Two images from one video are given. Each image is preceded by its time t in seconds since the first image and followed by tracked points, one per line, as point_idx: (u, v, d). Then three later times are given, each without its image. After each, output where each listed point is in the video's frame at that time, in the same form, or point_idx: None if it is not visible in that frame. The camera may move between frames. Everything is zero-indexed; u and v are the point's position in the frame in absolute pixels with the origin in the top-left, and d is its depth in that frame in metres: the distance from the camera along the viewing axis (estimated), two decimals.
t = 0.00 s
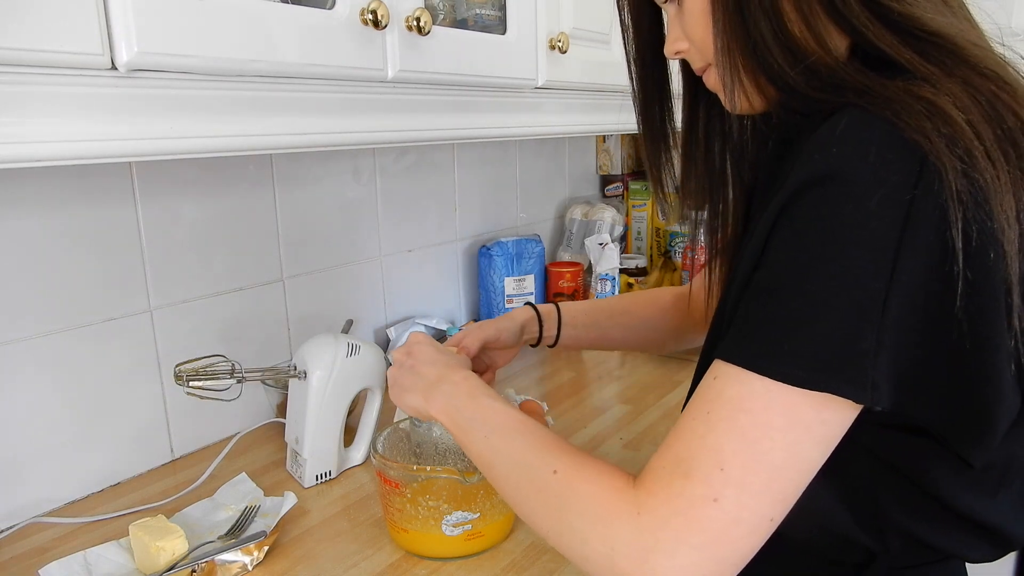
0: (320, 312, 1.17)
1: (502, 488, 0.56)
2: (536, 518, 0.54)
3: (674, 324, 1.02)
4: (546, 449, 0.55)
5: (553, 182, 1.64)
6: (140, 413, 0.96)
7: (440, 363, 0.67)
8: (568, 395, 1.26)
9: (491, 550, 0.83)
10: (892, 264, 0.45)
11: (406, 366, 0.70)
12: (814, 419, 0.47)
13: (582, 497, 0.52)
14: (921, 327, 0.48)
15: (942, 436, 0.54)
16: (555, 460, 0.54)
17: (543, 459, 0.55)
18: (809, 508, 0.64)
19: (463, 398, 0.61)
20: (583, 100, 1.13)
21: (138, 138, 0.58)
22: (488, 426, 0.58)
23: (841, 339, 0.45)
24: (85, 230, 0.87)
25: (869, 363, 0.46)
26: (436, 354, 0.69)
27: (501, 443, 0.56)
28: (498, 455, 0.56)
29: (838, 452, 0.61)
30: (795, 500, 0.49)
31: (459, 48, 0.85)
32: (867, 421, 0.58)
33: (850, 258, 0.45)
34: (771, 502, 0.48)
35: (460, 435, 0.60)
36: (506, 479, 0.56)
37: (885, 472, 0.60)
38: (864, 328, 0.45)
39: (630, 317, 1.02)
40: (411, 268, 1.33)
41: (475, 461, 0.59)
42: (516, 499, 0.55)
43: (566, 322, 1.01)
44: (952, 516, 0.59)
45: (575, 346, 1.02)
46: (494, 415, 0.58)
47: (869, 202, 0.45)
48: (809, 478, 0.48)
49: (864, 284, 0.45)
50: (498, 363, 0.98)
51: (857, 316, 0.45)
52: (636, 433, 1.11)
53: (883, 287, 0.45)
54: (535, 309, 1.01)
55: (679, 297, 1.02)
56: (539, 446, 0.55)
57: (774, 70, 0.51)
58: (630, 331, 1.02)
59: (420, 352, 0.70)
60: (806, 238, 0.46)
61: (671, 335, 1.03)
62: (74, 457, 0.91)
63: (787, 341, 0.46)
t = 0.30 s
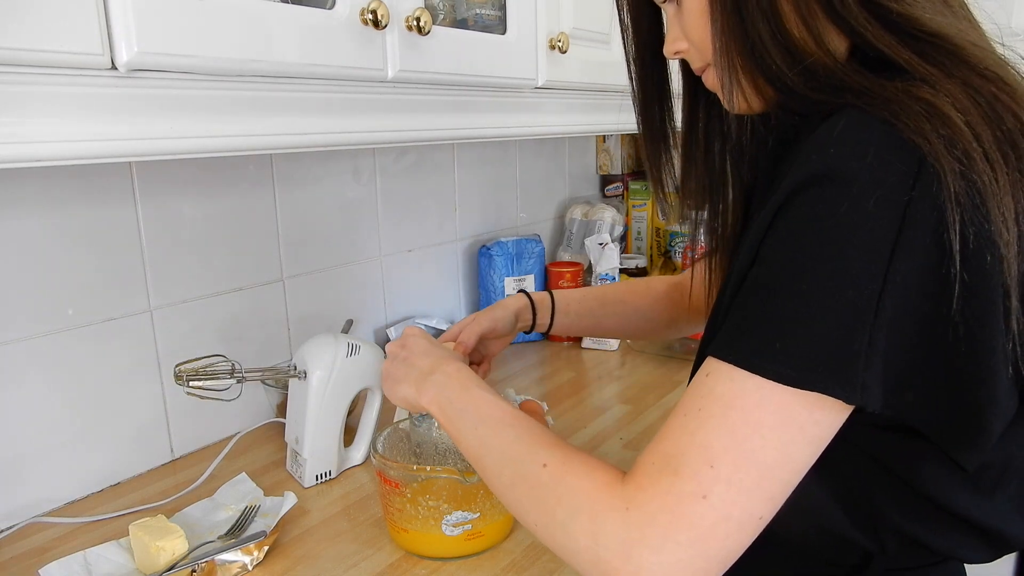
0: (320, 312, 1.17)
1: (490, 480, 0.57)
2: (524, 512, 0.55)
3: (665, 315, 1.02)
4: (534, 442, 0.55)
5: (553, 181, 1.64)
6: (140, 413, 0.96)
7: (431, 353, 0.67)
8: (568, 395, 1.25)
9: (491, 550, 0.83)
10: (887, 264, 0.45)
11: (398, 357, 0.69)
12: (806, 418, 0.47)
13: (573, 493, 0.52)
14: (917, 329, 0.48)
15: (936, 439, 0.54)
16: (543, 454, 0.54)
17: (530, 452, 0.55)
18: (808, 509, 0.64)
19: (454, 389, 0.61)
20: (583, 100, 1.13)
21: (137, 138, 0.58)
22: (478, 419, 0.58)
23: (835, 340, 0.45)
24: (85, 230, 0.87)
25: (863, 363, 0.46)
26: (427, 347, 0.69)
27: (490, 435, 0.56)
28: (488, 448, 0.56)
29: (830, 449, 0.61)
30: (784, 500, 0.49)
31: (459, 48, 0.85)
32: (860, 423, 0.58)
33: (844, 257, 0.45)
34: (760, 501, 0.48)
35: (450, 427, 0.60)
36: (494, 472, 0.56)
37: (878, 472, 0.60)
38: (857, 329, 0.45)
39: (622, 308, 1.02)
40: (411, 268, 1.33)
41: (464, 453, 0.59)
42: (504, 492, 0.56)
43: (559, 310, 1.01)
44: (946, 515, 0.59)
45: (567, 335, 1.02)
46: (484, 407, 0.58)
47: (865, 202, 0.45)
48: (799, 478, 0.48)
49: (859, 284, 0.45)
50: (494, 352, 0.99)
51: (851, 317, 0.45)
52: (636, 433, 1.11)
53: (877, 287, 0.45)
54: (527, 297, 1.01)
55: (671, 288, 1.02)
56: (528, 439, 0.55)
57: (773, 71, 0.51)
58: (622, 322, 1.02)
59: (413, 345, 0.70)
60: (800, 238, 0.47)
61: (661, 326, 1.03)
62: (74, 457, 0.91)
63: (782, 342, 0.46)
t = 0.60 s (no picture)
0: (321, 312, 1.17)
1: (481, 464, 0.57)
2: (515, 500, 0.54)
3: (663, 311, 1.02)
4: (529, 430, 0.55)
5: (553, 181, 1.64)
6: (140, 413, 0.96)
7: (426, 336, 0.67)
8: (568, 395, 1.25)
9: (491, 550, 0.83)
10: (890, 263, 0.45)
11: (393, 341, 0.69)
12: (805, 415, 0.47)
13: (566, 484, 0.52)
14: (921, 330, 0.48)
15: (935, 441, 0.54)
16: (537, 443, 0.54)
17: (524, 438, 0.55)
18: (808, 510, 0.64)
19: (449, 373, 0.61)
20: (583, 100, 1.13)
21: (137, 138, 0.58)
22: (472, 405, 0.58)
23: (836, 339, 0.45)
24: (84, 229, 0.87)
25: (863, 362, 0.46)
26: (423, 331, 0.68)
27: (484, 420, 0.56)
28: (481, 434, 0.56)
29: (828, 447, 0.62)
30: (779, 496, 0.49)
31: (459, 48, 0.85)
32: (859, 421, 0.58)
33: (847, 255, 0.45)
34: (754, 497, 0.48)
35: (443, 410, 0.60)
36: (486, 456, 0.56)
37: (874, 472, 0.60)
38: (859, 328, 0.45)
39: (620, 300, 1.02)
40: (411, 268, 1.33)
41: (456, 437, 0.58)
42: (495, 477, 0.56)
43: (558, 298, 1.01)
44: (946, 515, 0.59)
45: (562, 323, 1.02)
46: (479, 392, 0.58)
47: (870, 199, 0.45)
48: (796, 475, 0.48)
49: (862, 282, 0.45)
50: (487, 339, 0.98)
51: (853, 316, 0.45)
52: (636, 433, 1.11)
53: (880, 285, 0.45)
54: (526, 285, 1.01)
55: (671, 283, 1.02)
56: (522, 427, 0.55)
57: (777, 71, 0.51)
58: (619, 315, 1.02)
59: (409, 327, 0.69)
60: (804, 235, 0.47)
61: (659, 321, 1.02)
62: (74, 457, 0.91)
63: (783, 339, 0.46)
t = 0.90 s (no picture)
0: (321, 312, 1.17)
1: (472, 444, 0.57)
2: (505, 482, 0.55)
3: (661, 301, 1.02)
4: (522, 413, 0.55)
5: (553, 181, 1.64)
6: (139, 413, 0.96)
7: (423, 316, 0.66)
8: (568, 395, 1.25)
9: (491, 550, 0.83)
10: (895, 259, 0.45)
11: (390, 320, 0.69)
12: (803, 408, 0.47)
13: (558, 469, 0.52)
14: (928, 328, 0.48)
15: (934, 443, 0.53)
16: (531, 426, 0.54)
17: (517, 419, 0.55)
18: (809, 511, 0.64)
19: (445, 353, 0.61)
20: (583, 100, 1.13)
21: (137, 138, 0.58)
22: (465, 386, 0.58)
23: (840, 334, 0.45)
24: (84, 229, 0.87)
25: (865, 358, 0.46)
26: (422, 310, 0.68)
27: (478, 400, 0.56)
28: (475, 415, 0.56)
29: (829, 438, 0.61)
30: (773, 489, 0.49)
31: (459, 47, 0.85)
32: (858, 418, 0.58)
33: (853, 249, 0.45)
34: (746, 488, 0.48)
35: (437, 388, 0.59)
36: (479, 437, 0.56)
37: (876, 465, 0.60)
38: (863, 324, 0.45)
39: (619, 287, 1.02)
40: (411, 268, 1.33)
41: (448, 415, 0.58)
42: (487, 458, 0.56)
43: (557, 283, 1.01)
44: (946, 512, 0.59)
45: (560, 309, 1.02)
46: (475, 373, 0.58)
47: (879, 195, 0.45)
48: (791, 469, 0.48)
49: (867, 278, 0.45)
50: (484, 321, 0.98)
51: (857, 311, 0.45)
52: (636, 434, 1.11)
53: (885, 281, 0.45)
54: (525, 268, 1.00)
55: (669, 273, 1.03)
56: (516, 408, 0.55)
57: (787, 69, 0.51)
58: (619, 303, 1.02)
59: (407, 306, 0.69)
60: (810, 229, 0.47)
61: (657, 310, 1.03)
62: (74, 457, 0.91)
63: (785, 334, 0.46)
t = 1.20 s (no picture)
0: (321, 312, 1.17)
1: (467, 430, 0.56)
2: (499, 470, 0.55)
3: (663, 298, 1.02)
4: (518, 400, 0.55)
5: (553, 181, 1.64)
6: (139, 413, 0.96)
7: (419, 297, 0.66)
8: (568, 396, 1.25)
9: (490, 550, 0.83)
10: (898, 255, 0.45)
11: (386, 302, 0.69)
12: (802, 405, 0.47)
13: (553, 458, 0.52)
14: (933, 327, 0.47)
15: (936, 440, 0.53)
16: (526, 414, 0.54)
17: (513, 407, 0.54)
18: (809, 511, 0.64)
19: (442, 339, 0.60)
20: (583, 100, 1.13)
21: (136, 138, 0.58)
22: (461, 373, 0.57)
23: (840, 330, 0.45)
24: (84, 229, 0.87)
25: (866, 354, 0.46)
26: (418, 291, 0.68)
27: (474, 387, 0.56)
28: (470, 402, 0.56)
29: (830, 436, 0.62)
30: (768, 482, 0.49)
31: (458, 48, 0.85)
32: (859, 416, 0.58)
33: (856, 245, 0.45)
34: (742, 481, 0.48)
35: (435, 374, 0.59)
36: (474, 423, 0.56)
37: (876, 462, 0.60)
38: (864, 320, 0.45)
39: (622, 281, 1.02)
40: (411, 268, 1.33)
41: (444, 401, 0.58)
42: (481, 444, 0.55)
43: (563, 273, 1.01)
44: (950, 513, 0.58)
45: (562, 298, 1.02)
46: (471, 359, 0.58)
47: (883, 190, 0.45)
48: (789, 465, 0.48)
49: (869, 275, 0.45)
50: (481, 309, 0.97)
51: (859, 307, 0.45)
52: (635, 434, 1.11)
53: (888, 277, 0.45)
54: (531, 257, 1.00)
55: (673, 271, 1.03)
56: (512, 396, 0.55)
57: (792, 69, 0.51)
58: (621, 297, 1.02)
59: (403, 287, 0.69)
60: (813, 224, 0.47)
61: (659, 306, 1.03)
62: (74, 457, 0.91)
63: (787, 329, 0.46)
